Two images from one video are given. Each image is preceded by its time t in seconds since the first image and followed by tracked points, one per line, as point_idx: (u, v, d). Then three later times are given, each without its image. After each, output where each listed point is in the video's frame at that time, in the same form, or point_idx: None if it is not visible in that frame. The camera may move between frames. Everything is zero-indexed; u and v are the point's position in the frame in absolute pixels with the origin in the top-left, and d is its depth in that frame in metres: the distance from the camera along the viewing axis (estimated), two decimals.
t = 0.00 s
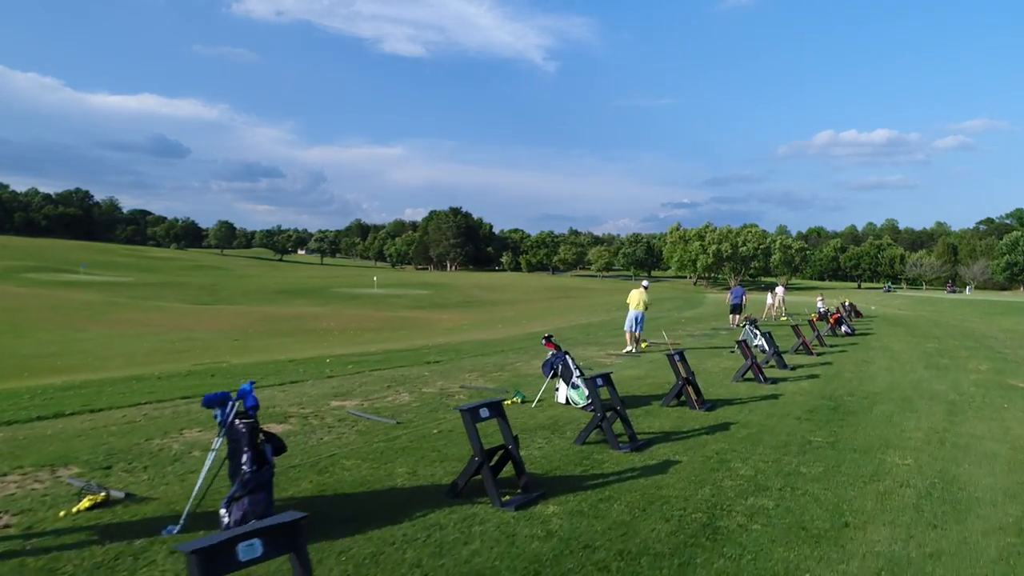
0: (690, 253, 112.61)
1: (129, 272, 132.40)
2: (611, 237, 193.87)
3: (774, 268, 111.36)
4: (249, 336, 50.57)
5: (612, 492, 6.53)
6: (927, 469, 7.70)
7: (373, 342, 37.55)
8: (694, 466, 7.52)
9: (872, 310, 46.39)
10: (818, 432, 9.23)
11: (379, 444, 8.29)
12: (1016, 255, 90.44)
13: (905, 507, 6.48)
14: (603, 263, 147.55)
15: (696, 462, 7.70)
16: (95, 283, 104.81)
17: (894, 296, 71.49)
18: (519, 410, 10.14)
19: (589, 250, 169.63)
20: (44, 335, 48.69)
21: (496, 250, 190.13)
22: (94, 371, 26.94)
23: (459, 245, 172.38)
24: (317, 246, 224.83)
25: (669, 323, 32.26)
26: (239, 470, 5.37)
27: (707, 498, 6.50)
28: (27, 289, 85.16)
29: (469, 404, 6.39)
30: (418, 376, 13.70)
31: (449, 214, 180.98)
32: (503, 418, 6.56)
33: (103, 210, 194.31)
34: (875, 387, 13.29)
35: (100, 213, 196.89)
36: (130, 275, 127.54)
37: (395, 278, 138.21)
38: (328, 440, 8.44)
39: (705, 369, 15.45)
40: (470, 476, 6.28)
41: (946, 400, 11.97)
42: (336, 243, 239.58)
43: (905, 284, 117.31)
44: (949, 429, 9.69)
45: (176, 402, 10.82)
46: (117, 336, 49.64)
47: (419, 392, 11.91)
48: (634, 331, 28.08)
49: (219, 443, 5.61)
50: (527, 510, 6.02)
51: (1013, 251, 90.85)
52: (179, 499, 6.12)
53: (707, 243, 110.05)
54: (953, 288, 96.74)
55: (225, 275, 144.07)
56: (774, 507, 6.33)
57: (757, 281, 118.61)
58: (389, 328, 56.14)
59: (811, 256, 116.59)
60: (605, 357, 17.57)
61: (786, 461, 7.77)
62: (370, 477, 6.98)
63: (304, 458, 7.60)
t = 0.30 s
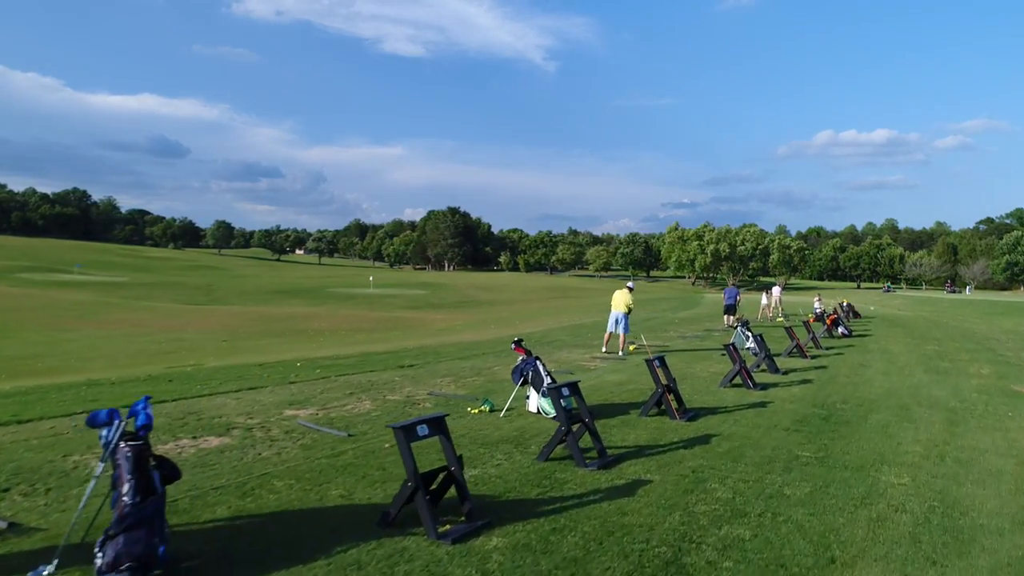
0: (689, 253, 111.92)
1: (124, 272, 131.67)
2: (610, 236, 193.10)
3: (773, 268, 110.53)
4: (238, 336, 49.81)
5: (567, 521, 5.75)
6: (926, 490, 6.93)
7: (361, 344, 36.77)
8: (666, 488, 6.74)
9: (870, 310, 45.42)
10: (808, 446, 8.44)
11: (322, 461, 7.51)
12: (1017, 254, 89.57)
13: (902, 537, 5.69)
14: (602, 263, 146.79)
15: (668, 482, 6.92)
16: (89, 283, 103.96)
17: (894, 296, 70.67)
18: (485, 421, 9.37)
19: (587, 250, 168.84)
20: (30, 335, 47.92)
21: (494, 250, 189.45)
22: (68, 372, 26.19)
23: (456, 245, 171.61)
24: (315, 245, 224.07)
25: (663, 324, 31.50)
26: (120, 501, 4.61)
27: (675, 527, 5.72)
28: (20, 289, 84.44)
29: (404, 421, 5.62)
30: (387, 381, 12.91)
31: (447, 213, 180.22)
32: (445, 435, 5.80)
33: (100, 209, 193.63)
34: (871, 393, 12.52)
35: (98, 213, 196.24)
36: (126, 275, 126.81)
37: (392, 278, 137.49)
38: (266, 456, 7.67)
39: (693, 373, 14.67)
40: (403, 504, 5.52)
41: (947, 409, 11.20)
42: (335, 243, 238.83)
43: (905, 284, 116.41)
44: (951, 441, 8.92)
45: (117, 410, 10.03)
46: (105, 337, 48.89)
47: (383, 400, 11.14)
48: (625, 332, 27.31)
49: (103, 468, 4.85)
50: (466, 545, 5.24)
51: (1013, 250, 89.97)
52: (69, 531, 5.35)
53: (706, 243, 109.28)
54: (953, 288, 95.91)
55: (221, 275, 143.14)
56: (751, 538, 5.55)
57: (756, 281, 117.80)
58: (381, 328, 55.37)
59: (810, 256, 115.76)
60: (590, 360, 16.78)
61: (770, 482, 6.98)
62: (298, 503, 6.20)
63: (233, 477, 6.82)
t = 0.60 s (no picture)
0: (686, 253, 111.21)
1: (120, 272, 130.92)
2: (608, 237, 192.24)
3: (771, 268, 109.75)
4: (226, 337, 49.02)
5: (504, 557, 5.00)
6: (925, 516, 6.14)
7: (349, 345, 36.02)
8: (627, 514, 5.96)
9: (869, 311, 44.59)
10: (793, 463, 7.65)
11: (249, 481, 6.73)
12: (1017, 254, 88.68)
13: None
14: (599, 263, 145.94)
15: (633, 508, 6.12)
16: (82, 283, 103.22)
17: (894, 296, 69.85)
18: (442, 435, 8.60)
19: (585, 250, 168.07)
20: (14, 335, 47.15)
21: (492, 250, 188.72)
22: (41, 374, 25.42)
23: (454, 244, 170.81)
24: (313, 245, 223.34)
25: (656, 324, 30.78)
26: None
27: (631, 566, 4.95)
28: (11, 289, 83.64)
29: (318, 443, 4.83)
30: (352, 386, 12.15)
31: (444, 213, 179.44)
32: (368, 458, 5.02)
33: (98, 209, 192.86)
34: (866, 400, 11.74)
35: (96, 213, 195.54)
36: (121, 275, 126.05)
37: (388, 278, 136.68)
38: (189, 475, 6.90)
39: (679, 378, 13.92)
40: (312, 540, 4.73)
41: (946, 418, 10.43)
42: (333, 244, 237.95)
43: (905, 284, 115.51)
44: (950, 456, 8.15)
45: (47, 419, 9.24)
46: (91, 337, 48.08)
47: (340, 409, 10.36)
48: (616, 333, 26.57)
49: None
50: None
51: (1014, 250, 89.10)
52: None
53: (704, 243, 108.52)
54: (952, 288, 95.12)
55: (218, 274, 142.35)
56: None
57: (754, 281, 116.97)
58: (373, 329, 54.57)
59: (809, 255, 114.97)
60: (573, 364, 16.05)
61: (748, 508, 6.18)
62: (203, 533, 5.41)
63: (140, 502, 6.05)
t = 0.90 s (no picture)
0: (684, 253, 110.44)
1: (114, 271, 130.08)
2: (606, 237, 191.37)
3: (769, 268, 108.93)
4: (214, 338, 48.23)
5: None
6: (919, 548, 5.37)
7: (335, 346, 35.20)
8: (577, 547, 5.19)
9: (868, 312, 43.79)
10: (774, 482, 6.88)
11: (155, 506, 5.94)
12: (1018, 254, 87.84)
13: None
14: (597, 263, 145.06)
15: (584, 540, 5.35)
16: (76, 283, 102.41)
17: (893, 296, 69.00)
18: (392, 450, 7.84)
19: (583, 250, 167.30)
20: None
21: (491, 250, 187.90)
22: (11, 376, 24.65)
23: (451, 244, 169.99)
24: (311, 245, 222.51)
25: (648, 325, 30.00)
26: None
27: None
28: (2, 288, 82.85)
29: (196, 470, 4.09)
30: (311, 392, 11.35)
31: (442, 213, 178.62)
32: (262, 490, 4.30)
33: (94, 209, 192.01)
34: (859, 409, 10.97)
35: (93, 213, 194.75)
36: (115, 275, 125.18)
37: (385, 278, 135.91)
38: (92, 498, 6.13)
39: (664, 383, 13.12)
40: None
41: (945, 428, 9.68)
42: (330, 243, 237.10)
43: (904, 285, 114.64)
44: (949, 473, 7.38)
45: None
46: (77, 338, 47.28)
47: (291, 418, 9.60)
48: (606, 334, 25.79)
49: None
50: None
51: (1014, 250, 88.25)
52: None
53: (702, 242, 107.74)
54: (952, 288, 94.29)
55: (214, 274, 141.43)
56: None
57: (753, 281, 116.17)
58: (364, 329, 53.80)
59: (807, 255, 114.13)
60: (555, 368, 15.27)
61: (717, 540, 5.39)
62: None
63: (20, 534, 5.28)
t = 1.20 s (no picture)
0: (683, 253, 109.69)
1: (109, 271, 129.17)
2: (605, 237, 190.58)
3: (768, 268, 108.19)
4: (202, 338, 47.37)
5: None
6: None
7: (320, 348, 34.39)
8: None
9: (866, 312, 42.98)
10: (749, 509, 6.09)
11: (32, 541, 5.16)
12: (1018, 254, 87.07)
13: None
14: (596, 262, 144.26)
15: None
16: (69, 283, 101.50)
17: (892, 296, 68.23)
18: (329, 469, 7.04)
19: (582, 250, 166.56)
20: None
21: (489, 250, 187.10)
22: None
23: (449, 244, 169.18)
24: (309, 245, 221.59)
25: (640, 327, 29.17)
26: None
27: None
28: None
29: (20, 515, 3.35)
30: (262, 401, 10.54)
31: (440, 212, 177.87)
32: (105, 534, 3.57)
33: (92, 209, 191.02)
34: (850, 418, 10.19)
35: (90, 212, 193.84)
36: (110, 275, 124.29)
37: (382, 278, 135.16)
38: None
39: (646, 390, 12.30)
40: None
41: (943, 441, 8.90)
42: (328, 243, 236.28)
43: (904, 285, 113.88)
44: (947, 497, 6.61)
45: None
46: (61, 339, 46.39)
47: (230, 430, 8.77)
48: (595, 335, 24.95)
49: None
50: None
51: (1015, 250, 87.50)
52: None
53: (700, 242, 106.97)
54: (952, 288, 93.55)
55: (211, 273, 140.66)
56: None
57: (752, 281, 115.42)
58: (355, 330, 52.93)
59: (806, 255, 113.36)
60: (532, 373, 14.44)
61: None
62: None
63: None
